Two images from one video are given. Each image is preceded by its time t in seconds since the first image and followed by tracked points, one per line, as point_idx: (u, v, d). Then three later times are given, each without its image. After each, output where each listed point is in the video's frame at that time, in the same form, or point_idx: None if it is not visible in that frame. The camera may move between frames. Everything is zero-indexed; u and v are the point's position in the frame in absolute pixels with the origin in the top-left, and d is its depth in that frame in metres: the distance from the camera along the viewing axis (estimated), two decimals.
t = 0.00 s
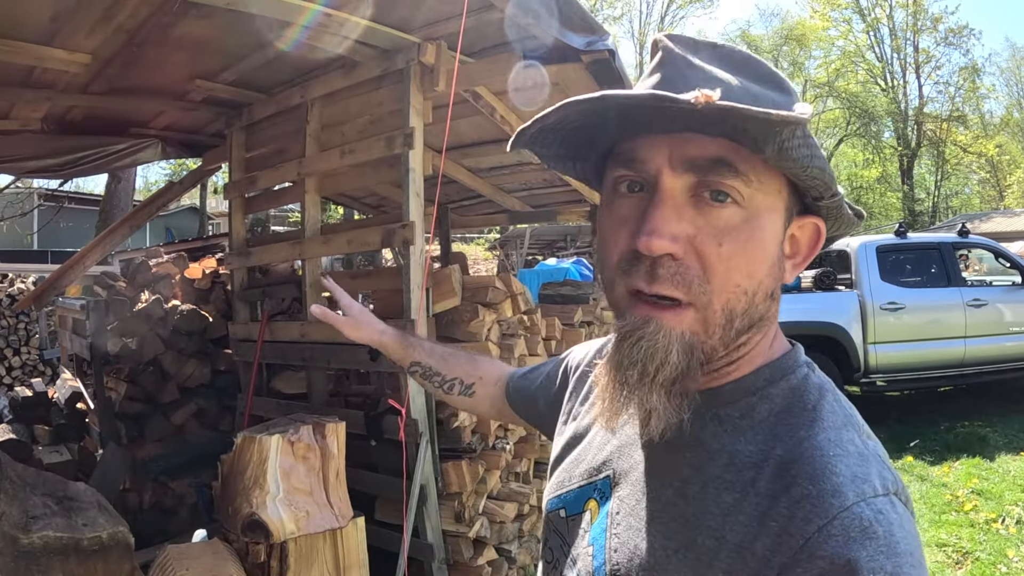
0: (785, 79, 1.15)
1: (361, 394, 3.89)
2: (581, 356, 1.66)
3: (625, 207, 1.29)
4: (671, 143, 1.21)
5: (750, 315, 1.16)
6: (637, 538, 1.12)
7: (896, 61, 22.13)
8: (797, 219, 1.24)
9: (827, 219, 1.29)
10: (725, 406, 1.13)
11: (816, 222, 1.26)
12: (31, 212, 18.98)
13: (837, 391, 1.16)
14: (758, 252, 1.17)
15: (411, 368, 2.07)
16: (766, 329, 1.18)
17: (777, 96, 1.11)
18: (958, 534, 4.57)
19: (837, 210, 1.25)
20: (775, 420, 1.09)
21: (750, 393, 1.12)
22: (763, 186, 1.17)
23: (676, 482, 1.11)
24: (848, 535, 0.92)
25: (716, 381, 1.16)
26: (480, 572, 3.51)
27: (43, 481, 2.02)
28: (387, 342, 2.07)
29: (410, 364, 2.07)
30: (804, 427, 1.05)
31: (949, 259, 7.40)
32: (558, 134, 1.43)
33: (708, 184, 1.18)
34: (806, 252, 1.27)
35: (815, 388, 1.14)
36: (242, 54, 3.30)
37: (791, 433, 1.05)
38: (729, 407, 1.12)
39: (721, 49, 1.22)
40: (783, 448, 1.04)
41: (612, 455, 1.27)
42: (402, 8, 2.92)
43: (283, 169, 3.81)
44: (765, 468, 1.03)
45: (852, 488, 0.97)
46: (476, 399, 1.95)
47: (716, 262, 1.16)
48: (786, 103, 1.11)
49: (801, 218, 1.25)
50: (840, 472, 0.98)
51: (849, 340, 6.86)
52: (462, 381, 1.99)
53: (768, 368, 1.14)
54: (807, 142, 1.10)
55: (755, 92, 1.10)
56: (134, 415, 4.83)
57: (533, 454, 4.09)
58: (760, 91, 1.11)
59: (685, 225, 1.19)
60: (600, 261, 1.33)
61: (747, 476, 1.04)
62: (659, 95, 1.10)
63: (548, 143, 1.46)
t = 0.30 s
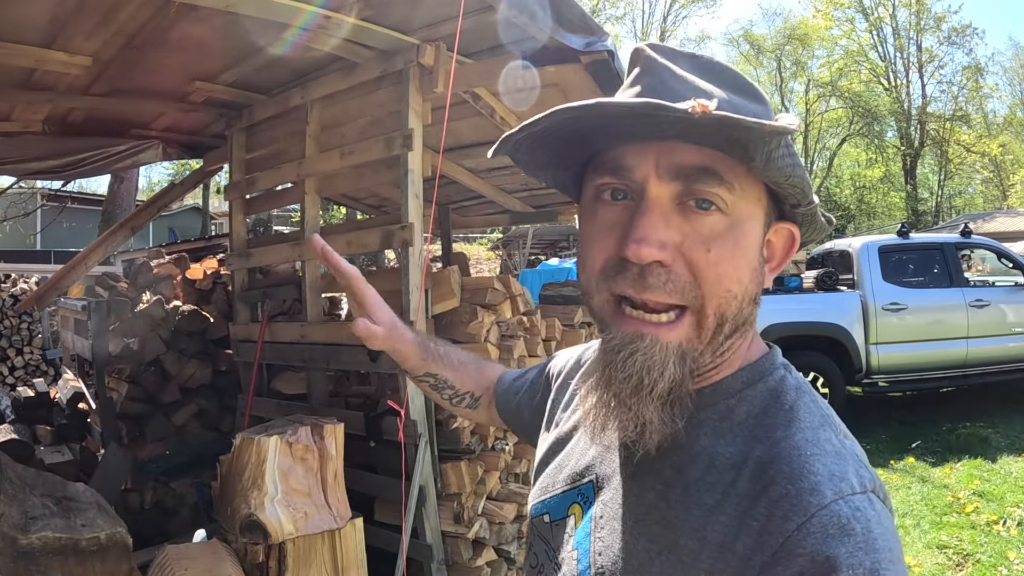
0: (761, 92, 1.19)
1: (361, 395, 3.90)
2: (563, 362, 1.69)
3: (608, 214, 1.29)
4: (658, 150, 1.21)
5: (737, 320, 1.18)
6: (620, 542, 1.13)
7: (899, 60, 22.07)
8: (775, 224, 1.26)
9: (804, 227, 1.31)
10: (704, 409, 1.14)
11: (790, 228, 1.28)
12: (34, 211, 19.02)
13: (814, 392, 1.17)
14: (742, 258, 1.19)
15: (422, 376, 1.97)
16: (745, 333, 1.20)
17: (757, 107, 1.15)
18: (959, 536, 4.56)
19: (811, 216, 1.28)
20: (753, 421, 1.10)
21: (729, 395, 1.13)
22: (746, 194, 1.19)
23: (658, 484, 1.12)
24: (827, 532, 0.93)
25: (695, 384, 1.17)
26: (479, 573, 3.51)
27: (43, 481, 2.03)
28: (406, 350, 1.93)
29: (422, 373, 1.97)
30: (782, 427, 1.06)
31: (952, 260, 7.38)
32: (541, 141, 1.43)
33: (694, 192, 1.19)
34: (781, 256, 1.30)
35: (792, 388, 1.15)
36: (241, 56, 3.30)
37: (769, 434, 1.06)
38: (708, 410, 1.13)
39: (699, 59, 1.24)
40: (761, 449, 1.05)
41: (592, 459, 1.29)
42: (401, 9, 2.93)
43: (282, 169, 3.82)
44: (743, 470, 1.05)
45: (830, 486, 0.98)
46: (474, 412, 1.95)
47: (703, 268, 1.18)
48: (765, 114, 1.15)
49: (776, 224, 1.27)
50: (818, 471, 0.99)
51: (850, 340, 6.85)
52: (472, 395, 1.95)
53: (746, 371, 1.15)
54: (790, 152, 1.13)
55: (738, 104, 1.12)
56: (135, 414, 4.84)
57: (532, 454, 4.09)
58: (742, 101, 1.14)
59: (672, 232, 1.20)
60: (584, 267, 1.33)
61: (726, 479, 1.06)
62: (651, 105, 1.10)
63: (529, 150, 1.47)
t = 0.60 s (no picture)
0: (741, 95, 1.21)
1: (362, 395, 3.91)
2: (548, 364, 1.73)
3: (590, 222, 1.30)
4: (639, 158, 1.23)
5: (717, 324, 1.20)
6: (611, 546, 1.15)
7: (902, 59, 22.03)
8: (758, 227, 1.28)
9: (786, 227, 1.33)
10: (693, 414, 1.15)
11: (775, 229, 1.30)
12: (37, 211, 19.05)
13: (802, 394, 1.18)
14: (727, 262, 1.21)
15: (402, 393, 1.90)
16: (732, 337, 1.21)
17: (739, 109, 1.17)
18: (960, 536, 4.57)
19: (793, 217, 1.30)
20: (743, 426, 1.11)
21: (718, 400, 1.15)
22: (728, 199, 1.21)
23: (649, 489, 1.14)
24: (816, 535, 0.94)
25: (683, 390, 1.18)
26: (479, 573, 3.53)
27: (46, 480, 2.05)
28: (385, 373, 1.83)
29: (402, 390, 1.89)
30: (771, 431, 1.07)
31: (953, 260, 7.37)
32: (524, 151, 1.45)
33: (677, 198, 1.20)
34: (765, 259, 1.31)
35: (781, 392, 1.16)
36: (242, 58, 3.32)
37: (758, 438, 1.07)
38: (698, 415, 1.15)
39: (678, 64, 1.26)
40: (750, 454, 1.06)
41: (582, 465, 1.31)
42: (400, 11, 2.94)
43: (283, 170, 3.83)
44: (732, 474, 1.06)
45: (819, 489, 0.99)
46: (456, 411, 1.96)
47: (686, 274, 1.18)
48: (747, 116, 1.17)
49: (761, 226, 1.29)
50: (807, 474, 1.00)
51: (852, 340, 6.85)
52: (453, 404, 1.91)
53: (734, 375, 1.17)
54: (770, 155, 1.16)
55: (720, 107, 1.15)
56: (138, 414, 4.87)
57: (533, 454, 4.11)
58: (723, 105, 1.16)
59: (655, 238, 1.21)
60: (567, 277, 1.34)
61: (716, 483, 1.07)
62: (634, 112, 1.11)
63: (511, 160, 1.49)
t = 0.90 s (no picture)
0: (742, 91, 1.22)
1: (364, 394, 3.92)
2: (543, 357, 1.75)
3: (594, 222, 1.32)
4: (644, 156, 1.24)
5: (729, 324, 1.21)
6: (615, 549, 1.17)
7: (904, 58, 22.00)
8: (761, 225, 1.30)
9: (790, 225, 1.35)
10: (696, 414, 1.17)
11: (776, 227, 1.31)
12: (39, 211, 19.09)
13: (805, 392, 1.19)
14: (734, 260, 1.22)
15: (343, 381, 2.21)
16: (736, 336, 1.23)
17: (742, 106, 1.18)
18: (960, 536, 4.57)
19: (796, 216, 1.32)
20: (747, 425, 1.12)
21: (721, 400, 1.16)
22: (735, 198, 1.22)
23: (653, 491, 1.15)
24: (823, 534, 0.95)
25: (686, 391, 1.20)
26: (479, 571, 3.54)
27: (49, 477, 2.07)
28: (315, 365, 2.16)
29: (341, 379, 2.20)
30: (775, 430, 1.08)
31: (955, 259, 7.37)
32: (523, 147, 1.46)
33: (684, 197, 1.21)
34: (766, 257, 1.33)
35: (783, 390, 1.17)
36: (243, 58, 3.34)
37: (762, 438, 1.09)
38: (702, 415, 1.16)
39: (681, 59, 1.27)
40: (754, 454, 1.07)
41: (582, 468, 1.33)
42: (400, 11, 2.96)
43: (285, 170, 3.85)
44: (737, 475, 1.07)
45: (825, 488, 1.00)
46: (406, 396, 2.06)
47: (696, 274, 1.21)
48: (752, 114, 1.18)
49: (766, 223, 1.31)
50: (813, 473, 1.02)
51: (853, 339, 6.85)
52: (390, 382, 2.09)
53: (737, 374, 1.18)
54: (779, 154, 1.17)
55: (724, 102, 1.16)
56: (139, 413, 4.88)
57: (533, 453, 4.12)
58: (728, 101, 1.17)
59: (661, 238, 1.23)
60: (571, 274, 1.36)
61: (721, 484, 1.08)
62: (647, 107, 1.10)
63: (511, 155, 1.49)
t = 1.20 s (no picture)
0: (720, 94, 1.22)
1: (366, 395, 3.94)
2: (543, 370, 1.76)
3: (571, 241, 1.35)
4: (612, 177, 1.26)
5: (711, 336, 1.22)
6: (609, 550, 1.18)
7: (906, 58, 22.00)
8: (746, 233, 1.29)
9: (778, 232, 1.33)
10: (689, 417, 1.18)
11: (764, 235, 1.31)
12: (41, 212, 19.13)
13: (799, 396, 1.20)
14: (708, 274, 1.22)
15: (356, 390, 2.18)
16: (724, 343, 1.24)
17: (719, 114, 1.18)
18: (961, 536, 4.58)
19: (783, 222, 1.30)
20: (740, 428, 1.13)
21: (714, 403, 1.17)
22: (706, 211, 1.21)
23: (646, 494, 1.17)
24: (814, 535, 0.96)
25: (678, 394, 1.21)
26: (481, 571, 3.55)
27: (54, 479, 2.08)
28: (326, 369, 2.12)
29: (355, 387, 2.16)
30: (768, 434, 1.09)
31: (956, 260, 7.37)
32: (495, 179, 1.50)
33: (651, 215, 1.22)
34: (756, 265, 1.32)
35: (776, 394, 1.18)
36: (246, 61, 3.35)
37: (754, 441, 1.10)
38: (694, 419, 1.17)
39: (657, 70, 1.27)
40: (746, 457, 1.08)
41: (577, 471, 1.35)
42: (401, 14, 2.97)
43: (288, 172, 3.86)
44: (729, 477, 1.08)
45: (816, 490, 1.01)
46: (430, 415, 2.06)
47: (668, 288, 1.21)
48: (725, 122, 1.17)
49: (750, 232, 1.30)
50: (805, 476, 1.02)
51: (854, 340, 6.86)
52: (415, 400, 2.07)
53: (729, 379, 1.19)
54: (746, 166, 1.12)
55: (695, 113, 1.16)
56: (143, 414, 4.90)
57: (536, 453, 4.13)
58: (699, 112, 1.17)
59: (633, 255, 1.24)
60: (553, 291, 1.39)
61: (713, 487, 1.09)
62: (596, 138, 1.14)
63: (489, 185, 1.53)
